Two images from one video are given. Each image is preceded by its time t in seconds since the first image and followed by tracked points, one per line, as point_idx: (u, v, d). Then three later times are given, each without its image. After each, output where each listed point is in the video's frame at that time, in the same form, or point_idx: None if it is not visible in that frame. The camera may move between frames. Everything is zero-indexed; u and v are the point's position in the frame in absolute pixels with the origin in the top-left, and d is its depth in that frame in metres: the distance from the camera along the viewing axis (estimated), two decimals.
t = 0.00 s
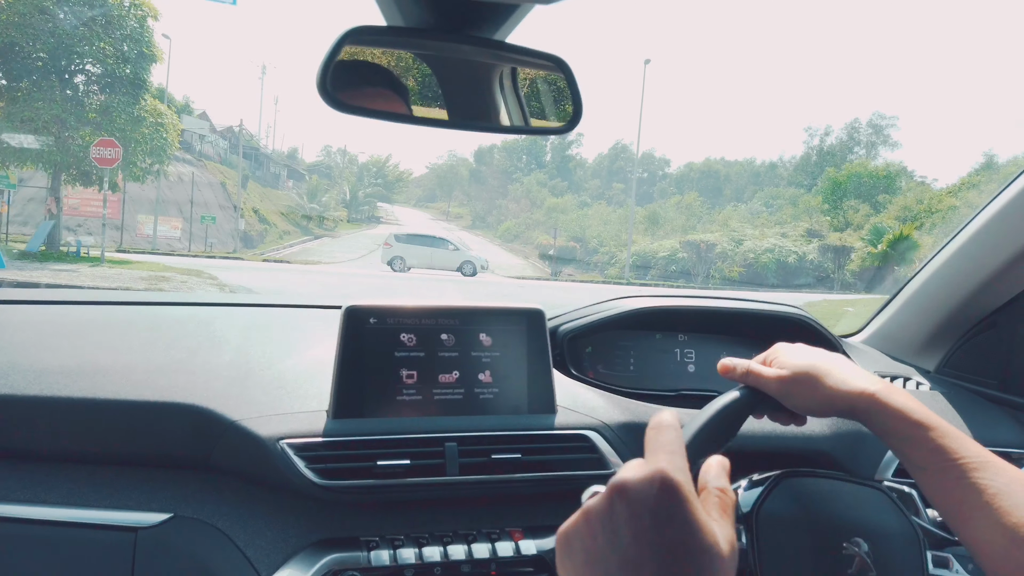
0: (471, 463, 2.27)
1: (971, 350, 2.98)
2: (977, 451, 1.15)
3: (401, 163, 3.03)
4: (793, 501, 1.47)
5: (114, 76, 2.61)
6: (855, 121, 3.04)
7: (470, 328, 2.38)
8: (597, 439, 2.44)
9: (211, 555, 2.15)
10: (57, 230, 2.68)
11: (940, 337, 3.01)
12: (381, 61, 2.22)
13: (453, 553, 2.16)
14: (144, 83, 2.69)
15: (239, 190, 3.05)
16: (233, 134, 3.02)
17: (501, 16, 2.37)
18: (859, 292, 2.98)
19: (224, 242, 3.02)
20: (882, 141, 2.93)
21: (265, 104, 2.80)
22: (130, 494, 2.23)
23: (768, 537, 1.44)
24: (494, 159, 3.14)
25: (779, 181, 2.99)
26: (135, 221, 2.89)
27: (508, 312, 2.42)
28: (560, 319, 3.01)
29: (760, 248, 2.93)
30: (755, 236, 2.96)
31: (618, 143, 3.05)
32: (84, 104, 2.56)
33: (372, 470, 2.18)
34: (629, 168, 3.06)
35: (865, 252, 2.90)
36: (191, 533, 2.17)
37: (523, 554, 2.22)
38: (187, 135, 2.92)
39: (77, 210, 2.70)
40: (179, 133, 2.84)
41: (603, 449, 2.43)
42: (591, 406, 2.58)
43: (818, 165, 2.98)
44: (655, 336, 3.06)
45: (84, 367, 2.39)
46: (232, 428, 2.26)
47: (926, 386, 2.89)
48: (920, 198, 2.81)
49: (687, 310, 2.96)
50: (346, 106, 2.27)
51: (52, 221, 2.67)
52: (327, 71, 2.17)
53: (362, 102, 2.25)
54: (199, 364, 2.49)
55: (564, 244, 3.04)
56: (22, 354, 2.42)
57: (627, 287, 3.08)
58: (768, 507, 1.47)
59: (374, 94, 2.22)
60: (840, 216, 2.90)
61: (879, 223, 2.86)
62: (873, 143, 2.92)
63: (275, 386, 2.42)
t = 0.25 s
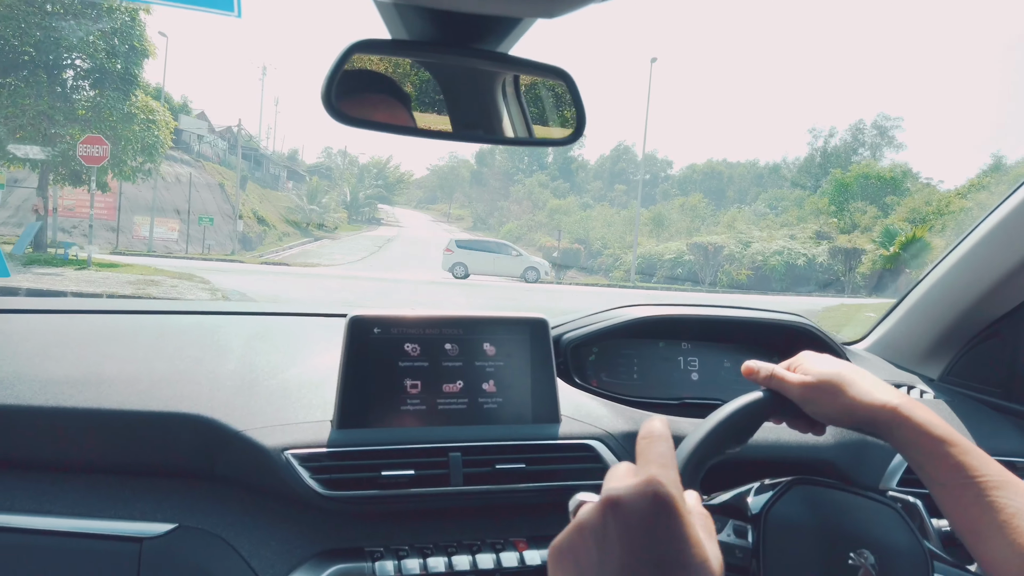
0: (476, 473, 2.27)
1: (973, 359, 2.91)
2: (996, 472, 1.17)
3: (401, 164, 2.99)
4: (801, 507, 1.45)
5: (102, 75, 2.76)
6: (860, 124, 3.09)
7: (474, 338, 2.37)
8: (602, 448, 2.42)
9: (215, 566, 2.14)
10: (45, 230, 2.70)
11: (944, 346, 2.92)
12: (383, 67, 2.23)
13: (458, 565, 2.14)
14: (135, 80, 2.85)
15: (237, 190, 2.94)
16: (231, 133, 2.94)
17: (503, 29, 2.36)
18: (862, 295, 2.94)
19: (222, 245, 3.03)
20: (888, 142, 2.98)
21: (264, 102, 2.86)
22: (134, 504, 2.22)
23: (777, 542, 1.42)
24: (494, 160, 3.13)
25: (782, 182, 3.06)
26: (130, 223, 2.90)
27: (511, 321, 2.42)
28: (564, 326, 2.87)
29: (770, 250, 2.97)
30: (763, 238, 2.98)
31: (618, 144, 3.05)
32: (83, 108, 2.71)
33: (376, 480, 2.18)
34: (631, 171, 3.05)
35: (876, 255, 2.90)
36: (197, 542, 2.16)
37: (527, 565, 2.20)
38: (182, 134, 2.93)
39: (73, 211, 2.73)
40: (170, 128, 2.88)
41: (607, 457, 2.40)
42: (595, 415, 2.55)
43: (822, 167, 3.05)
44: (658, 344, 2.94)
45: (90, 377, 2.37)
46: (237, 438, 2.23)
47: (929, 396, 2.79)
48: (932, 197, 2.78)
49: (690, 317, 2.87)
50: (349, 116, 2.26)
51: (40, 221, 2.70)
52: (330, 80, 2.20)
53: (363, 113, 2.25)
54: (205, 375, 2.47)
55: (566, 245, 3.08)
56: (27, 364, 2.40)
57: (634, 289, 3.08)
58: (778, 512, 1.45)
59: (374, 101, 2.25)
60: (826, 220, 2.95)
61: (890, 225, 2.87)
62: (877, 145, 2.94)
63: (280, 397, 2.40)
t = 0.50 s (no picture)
0: (481, 493, 2.25)
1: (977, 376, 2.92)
2: (1007, 496, 1.22)
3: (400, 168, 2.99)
4: (807, 534, 1.48)
5: (87, 70, 2.74)
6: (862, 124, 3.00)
7: (478, 355, 2.36)
8: (607, 469, 2.41)
9: None
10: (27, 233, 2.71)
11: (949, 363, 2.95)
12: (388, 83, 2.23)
13: None
14: (122, 76, 2.84)
15: (232, 194, 2.91)
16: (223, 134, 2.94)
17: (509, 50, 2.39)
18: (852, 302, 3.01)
19: (215, 248, 2.95)
20: (889, 147, 2.90)
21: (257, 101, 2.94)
22: (136, 522, 2.25)
23: (781, 566, 1.44)
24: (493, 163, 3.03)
25: (784, 188, 2.93)
26: (122, 224, 2.85)
27: (515, 339, 2.39)
28: (570, 343, 2.92)
29: (776, 255, 2.97)
30: (768, 244, 2.97)
31: (618, 148, 2.96)
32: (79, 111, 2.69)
33: (381, 499, 2.17)
34: (631, 175, 2.98)
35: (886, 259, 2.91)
36: (200, 562, 2.18)
37: None
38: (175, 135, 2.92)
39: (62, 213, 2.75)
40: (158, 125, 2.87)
41: (611, 478, 2.40)
42: (598, 434, 2.53)
43: (825, 170, 2.93)
44: (663, 360, 2.98)
45: (95, 394, 2.38)
46: (240, 456, 2.23)
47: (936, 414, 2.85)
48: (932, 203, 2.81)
49: (691, 335, 2.91)
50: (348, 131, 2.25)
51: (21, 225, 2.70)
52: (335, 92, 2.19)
53: (364, 130, 2.27)
54: (209, 392, 2.46)
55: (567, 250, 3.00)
56: (31, 381, 2.42)
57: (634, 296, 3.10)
58: (784, 538, 1.47)
59: (376, 117, 2.26)
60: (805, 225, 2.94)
61: (898, 230, 2.86)
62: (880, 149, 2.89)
63: (284, 415, 2.39)
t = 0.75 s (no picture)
0: (471, 499, 2.22)
1: (966, 385, 2.93)
2: (990, 505, 1.16)
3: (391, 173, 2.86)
4: (791, 540, 1.47)
5: (61, 64, 2.68)
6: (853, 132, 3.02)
7: (468, 363, 2.32)
8: (595, 475, 2.38)
9: None
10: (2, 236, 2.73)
11: (935, 372, 2.95)
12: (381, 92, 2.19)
13: None
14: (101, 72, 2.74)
15: (220, 199, 2.88)
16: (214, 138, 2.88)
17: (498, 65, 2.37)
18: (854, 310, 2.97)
19: (204, 253, 2.94)
20: (883, 154, 2.94)
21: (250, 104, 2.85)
22: (126, 529, 2.20)
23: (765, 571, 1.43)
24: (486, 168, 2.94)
25: (777, 194, 2.96)
26: (106, 229, 2.85)
27: (505, 347, 2.36)
28: (557, 351, 2.91)
29: (775, 263, 2.90)
30: (767, 249, 2.91)
31: (612, 153, 3.00)
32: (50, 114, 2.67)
33: (372, 506, 2.12)
34: (624, 181, 3.02)
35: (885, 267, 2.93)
36: (187, 571, 2.12)
37: None
38: (162, 138, 2.87)
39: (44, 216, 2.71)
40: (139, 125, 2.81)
41: (600, 484, 2.37)
42: (588, 441, 2.51)
43: (819, 176, 2.99)
44: (652, 367, 2.95)
45: (85, 402, 2.34)
46: (231, 463, 2.20)
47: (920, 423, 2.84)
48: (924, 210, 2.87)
49: (682, 344, 2.89)
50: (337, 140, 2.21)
51: None
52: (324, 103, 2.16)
53: (356, 140, 2.23)
54: (200, 400, 2.43)
55: (564, 255, 3.02)
56: (23, 387, 2.38)
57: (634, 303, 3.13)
58: (768, 544, 1.46)
59: (369, 127, 2.22)
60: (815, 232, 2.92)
61: (900, 238, 2.90)
62: (873, 156, 2.91)
63: (275, 422, 2.36)
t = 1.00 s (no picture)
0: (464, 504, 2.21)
1: (962, 387, 2.93)
2: None
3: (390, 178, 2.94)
4: (783, 541, 1.49)
5: (55, 70, 2.72)
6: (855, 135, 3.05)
7: (463, 368, 2.30)
8: (589, 479, 2.36)
9: None
10: None
11: (930, 374, 2.95)
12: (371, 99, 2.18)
13: None
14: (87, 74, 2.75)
15: (214, 203, 2.89)
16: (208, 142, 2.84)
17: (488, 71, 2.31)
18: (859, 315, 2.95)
19: (196, 258, 2.96)
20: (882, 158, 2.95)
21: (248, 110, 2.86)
22: (121, 535, 2.18)
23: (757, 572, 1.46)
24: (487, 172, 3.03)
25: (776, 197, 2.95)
26: (97, 234, 2.77)
27: (499, 351, 2.35)
28: (552, 356, 2.90)
29: (780, 266, 2.90)
30: (773, 253, 2.92)
31: (608, 158, 3.03)
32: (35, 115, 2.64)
33: (365, 512, 2.11)
34: (622, 185, 3.00)
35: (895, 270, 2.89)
36: None
37: None
38: (156, 142, 2.81)
39: (36, 222, 2.67)
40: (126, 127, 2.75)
41: (594, 489, 2.36)
42: (584, 445, 2.50)
43: (818, 180, 2.95)
44: (647, 372, 2.94)
45: (80, 408, 2.32)
46: (226, 470, 2.17)
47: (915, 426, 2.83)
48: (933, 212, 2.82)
49: (676, 347, 2.89)
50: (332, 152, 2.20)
51: None
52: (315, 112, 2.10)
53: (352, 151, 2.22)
54: (194, 405, 2.41)
55: (568, 260, 2.95)
56: (17, 395, 2.35)
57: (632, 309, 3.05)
58: (760, 546, 1.48)
59: (365, 137, 2.22)
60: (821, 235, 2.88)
61: (907, 240, 2.84)
62: (872, 159, 2.93)
63: (269, 428, 2.34)
